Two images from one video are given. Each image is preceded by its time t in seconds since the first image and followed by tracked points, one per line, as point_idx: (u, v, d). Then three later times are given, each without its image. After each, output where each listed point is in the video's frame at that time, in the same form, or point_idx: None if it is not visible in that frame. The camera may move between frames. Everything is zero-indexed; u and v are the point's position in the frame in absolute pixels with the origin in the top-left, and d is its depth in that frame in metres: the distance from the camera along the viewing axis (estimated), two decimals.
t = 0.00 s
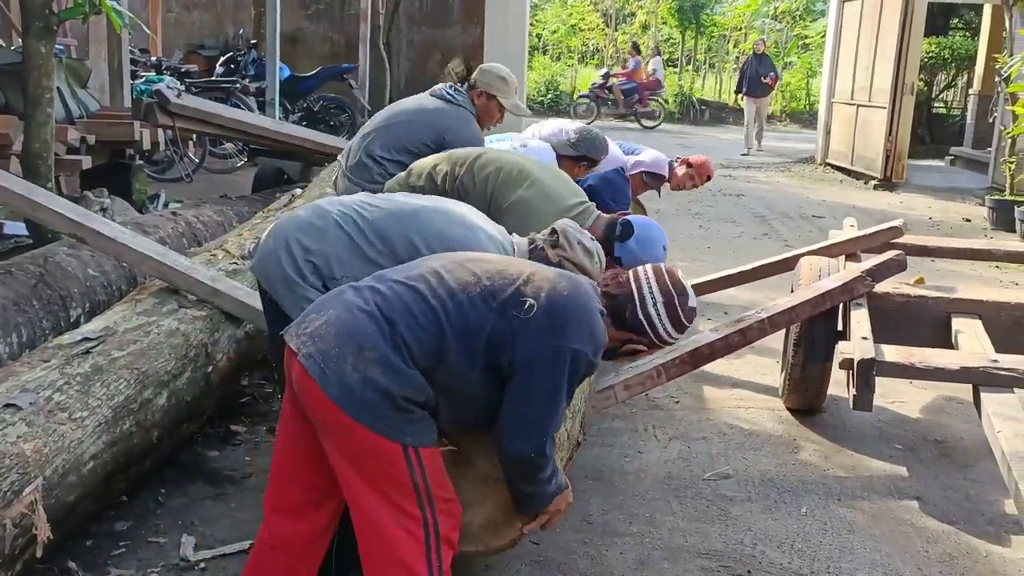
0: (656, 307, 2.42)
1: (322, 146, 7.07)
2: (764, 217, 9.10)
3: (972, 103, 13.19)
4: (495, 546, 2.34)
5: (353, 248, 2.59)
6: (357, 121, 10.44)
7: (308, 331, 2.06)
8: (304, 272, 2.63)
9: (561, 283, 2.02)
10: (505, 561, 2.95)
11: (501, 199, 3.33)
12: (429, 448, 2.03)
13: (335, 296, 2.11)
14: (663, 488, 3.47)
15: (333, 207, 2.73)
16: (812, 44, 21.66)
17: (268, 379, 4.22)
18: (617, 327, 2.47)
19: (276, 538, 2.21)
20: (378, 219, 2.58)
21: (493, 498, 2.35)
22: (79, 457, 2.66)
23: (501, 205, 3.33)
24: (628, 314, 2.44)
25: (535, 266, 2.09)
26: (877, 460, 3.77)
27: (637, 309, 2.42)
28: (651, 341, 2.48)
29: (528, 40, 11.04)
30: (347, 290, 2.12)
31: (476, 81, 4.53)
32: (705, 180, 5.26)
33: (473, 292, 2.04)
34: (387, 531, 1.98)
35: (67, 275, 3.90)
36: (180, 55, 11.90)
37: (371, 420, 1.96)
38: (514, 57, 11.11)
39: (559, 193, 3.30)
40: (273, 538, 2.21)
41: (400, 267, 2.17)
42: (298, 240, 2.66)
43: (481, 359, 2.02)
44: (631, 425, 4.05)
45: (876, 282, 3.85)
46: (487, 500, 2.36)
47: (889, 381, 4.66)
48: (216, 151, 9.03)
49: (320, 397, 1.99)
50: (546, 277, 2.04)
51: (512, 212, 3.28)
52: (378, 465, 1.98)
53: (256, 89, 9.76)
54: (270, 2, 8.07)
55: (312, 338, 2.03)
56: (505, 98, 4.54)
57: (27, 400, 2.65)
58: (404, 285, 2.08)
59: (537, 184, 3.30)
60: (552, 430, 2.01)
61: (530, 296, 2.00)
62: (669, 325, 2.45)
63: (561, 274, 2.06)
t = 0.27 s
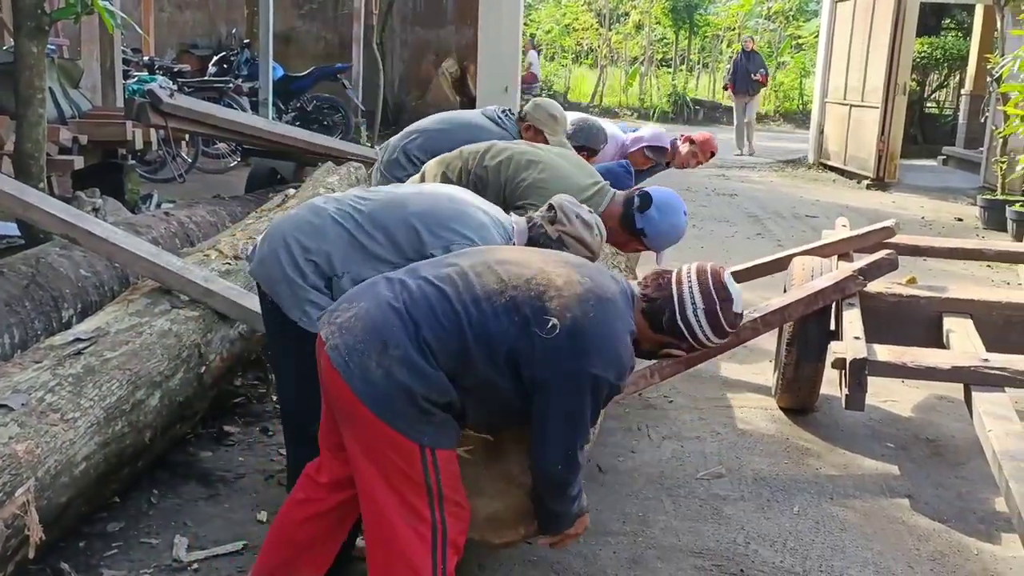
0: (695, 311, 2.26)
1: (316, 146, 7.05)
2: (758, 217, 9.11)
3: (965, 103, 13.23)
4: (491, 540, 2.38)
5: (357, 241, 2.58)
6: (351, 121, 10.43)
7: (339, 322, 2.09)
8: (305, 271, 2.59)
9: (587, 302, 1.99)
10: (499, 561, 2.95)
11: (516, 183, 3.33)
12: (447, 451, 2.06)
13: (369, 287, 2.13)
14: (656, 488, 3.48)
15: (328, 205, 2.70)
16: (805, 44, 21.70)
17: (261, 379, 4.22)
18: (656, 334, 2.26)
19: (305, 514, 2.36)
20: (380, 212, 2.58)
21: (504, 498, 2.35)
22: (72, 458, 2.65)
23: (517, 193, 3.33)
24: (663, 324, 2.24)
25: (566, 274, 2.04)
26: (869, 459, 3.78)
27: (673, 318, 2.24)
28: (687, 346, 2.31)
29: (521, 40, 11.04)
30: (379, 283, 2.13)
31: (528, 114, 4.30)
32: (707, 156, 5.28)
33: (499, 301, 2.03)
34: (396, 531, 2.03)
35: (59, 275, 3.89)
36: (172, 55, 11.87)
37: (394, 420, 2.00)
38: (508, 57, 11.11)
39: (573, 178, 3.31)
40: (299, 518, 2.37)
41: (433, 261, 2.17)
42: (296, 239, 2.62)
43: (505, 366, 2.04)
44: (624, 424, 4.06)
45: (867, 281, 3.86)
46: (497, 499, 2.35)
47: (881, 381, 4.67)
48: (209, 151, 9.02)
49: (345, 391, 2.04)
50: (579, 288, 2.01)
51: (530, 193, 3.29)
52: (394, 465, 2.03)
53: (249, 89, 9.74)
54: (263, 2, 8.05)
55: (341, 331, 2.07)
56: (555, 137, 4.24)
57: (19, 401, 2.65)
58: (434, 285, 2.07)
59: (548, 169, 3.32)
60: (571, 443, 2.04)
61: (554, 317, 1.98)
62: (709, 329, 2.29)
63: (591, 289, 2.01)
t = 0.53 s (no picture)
0: (693, 257, 2.07)
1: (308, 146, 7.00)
2: (749, 216, 9.12)
3: (954, 103, 13.27)
4: (483, 530, 2.40)
5: (349, 231, 2.56)
6: (342, 120, 10.40)
7: (340, 319, 2.09)
8: (300, 269, 2.57)
9: (585, 278, 1.95)
10: (490, 562, 2.94)
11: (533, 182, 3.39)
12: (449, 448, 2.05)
13: (370, 282, 2.12)
14: (647, 488, 3.47)
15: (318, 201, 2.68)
16: (796, 44, 21.77)
17: (251, 379, 4.21)
18: (655, 287, 2.09)
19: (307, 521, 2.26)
20: (371, 198, 2.57)
21: (511, 492, 2.36)
22: (60, 459, 2.64)
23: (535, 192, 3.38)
24: (661, 275, 2.08)
25: (562, 250, 2.01)
26: (859, 458, 3.79)
27: (669, 267, 2.07)
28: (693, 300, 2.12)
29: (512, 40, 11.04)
30: (379, 278, 2.13)
31: (533, 107, 4.43)
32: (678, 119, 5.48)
33: (497, 285, 2.00)
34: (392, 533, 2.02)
35: (47, 275, 3.87)
36: (162, 54, 11.83)
37: (398, 414, 1.99)
38: (499, 57, 11.10)
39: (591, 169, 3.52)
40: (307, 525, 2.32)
41: (429, 251, 2.16)
42: (288, 238, 2.59)
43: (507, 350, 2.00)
44: (616, 424, 4.05)
45: (857, 280, 3.87)
46: (504, 492, 2.36)
47: (872, 380, 4.68)
48: (199, 151, 8.98)
49: (351, 387, 2.03)
50: (574, 264, 1.98)
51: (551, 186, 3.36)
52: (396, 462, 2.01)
53: (239, 88, 9.71)
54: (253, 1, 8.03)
55: (344, 328, 2.06)
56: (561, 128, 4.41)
57: (6, 402, 2.63)
58: (431, 275, 2.05)
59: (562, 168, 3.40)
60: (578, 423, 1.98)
61: (551, 294, 1.95)
62: (713, 277, 2.09)
63: (589, 264, 1.98)
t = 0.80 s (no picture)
0: (644, 208, 2.15)
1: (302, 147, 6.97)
2: (742, 216, 9.13)
3: (947, 103, 13.31)
4: (477, 535, 2.37)
5: (350, 226, 2.54)
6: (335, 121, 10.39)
7: (310, 322, 2.05)
8: (299, 265, 2.53)
9: (554, 236, 1.99)
10: (482, 564, 2.94)
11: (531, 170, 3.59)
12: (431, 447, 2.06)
13: (336, 285, 2.09)
14: (639, 488, 3.47)
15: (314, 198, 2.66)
16: (789, 44, 21.84)
17: (243, 381, 4.20)
18: (612, 244, 2.17)
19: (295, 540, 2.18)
20: (367, 194, 2.56)
21: (512, 504, 2.34)
22: (50, 462, 2.63)
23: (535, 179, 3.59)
24: (618, 231, 2.15)
25: (520, 219, 2.05)
26: (851, 458, 3.79)
27: (623, 222, 2.14)
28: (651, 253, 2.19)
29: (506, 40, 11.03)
30: (347, 279, 2.10)
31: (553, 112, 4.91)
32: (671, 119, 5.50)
33: (468, 259, 2.02)
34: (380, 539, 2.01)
35: (38, 277, 3.86)
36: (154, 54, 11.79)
37: (384, 408, 1.97)
38: (492, 57, 11.09)
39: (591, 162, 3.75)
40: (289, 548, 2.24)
41: (393, 244, 2.16)
42: (286, 237, 2.56)
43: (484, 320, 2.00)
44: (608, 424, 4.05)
45: (850, 281, 3.87)
46: (506, 502, 2.34)
47: (863, 380, 4.69)
48: (191, 151, 8.96)
49: (335, 389, 1.98)
50: (537, 226, 2.02)
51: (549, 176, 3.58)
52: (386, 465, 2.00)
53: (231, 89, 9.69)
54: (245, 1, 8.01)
55: (321, 330, 2.01)
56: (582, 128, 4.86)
57: None
58: (400, 265, 2.05)
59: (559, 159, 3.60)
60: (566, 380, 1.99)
61: (521, 254, 1.97)
62: (665, 226, 2.17)
63: (552, 223, 2.01)
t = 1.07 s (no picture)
0: (611, 228, 2.15)
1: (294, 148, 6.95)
2: (733, 216, 9.14)
3: (937, 103, 13.35)
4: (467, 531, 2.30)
5: (351, 223, 2.53)
6: (326, 121, 10.36)
7: (284, 322, 2.03)
8: (299, 262, 2.52)
9: (531, 230, 2.05)
10: (473, 566, 2.93)
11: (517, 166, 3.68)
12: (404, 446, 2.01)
13: (310, 288, 2.08)
14: (630, 489, 3.47)
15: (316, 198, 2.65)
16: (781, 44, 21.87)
17: (234, 382, 4.18)
18: (583, 263, 2.16)
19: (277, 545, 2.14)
20: (370, 191, 2.56)
21: (508, 505, 2.29)
22: (37, 465, 2.62)
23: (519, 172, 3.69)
24: (587, 248, 2.15)
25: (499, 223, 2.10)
26: (841, 458, 3.80)
27: (592, 239, 2.15)
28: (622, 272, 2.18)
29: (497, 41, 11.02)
30: (322, 279, 2.09)
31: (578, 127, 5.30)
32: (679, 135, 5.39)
33: (448, 256, 2.05)
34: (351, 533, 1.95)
35: (26, 279, 3.84)
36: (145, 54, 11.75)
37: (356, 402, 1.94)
38: (484, 56, 11.08)
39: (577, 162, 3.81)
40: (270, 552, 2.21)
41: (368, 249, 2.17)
42: (287, 232, 2.55)
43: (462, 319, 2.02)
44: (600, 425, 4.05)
45: (841, 281, 3.87)
46: (502, 503, 2.29)
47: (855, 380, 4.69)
48: (182, 151, 8.94)
49: (307, 383, 1.95)
50: (516, 227, 2.07)
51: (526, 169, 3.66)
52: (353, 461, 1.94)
53: (222, 89, 9.66)
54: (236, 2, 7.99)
55: (295, 327, 1.99)
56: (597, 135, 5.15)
57: None
58: (376, 265, 2.07)
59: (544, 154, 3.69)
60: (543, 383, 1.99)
61: (505, 246, 2.02)
62: (633, 244, 2.17)
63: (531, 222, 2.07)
